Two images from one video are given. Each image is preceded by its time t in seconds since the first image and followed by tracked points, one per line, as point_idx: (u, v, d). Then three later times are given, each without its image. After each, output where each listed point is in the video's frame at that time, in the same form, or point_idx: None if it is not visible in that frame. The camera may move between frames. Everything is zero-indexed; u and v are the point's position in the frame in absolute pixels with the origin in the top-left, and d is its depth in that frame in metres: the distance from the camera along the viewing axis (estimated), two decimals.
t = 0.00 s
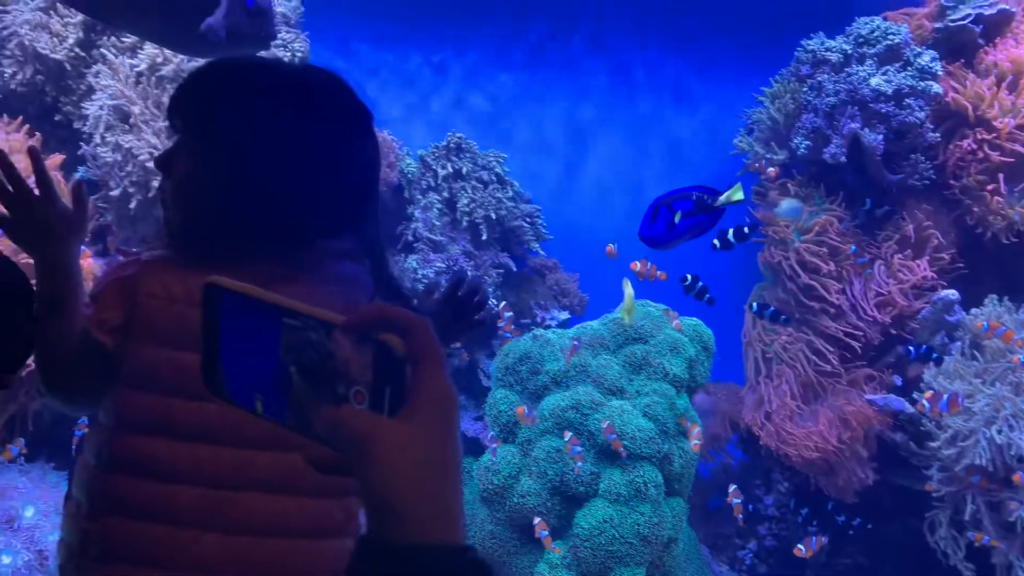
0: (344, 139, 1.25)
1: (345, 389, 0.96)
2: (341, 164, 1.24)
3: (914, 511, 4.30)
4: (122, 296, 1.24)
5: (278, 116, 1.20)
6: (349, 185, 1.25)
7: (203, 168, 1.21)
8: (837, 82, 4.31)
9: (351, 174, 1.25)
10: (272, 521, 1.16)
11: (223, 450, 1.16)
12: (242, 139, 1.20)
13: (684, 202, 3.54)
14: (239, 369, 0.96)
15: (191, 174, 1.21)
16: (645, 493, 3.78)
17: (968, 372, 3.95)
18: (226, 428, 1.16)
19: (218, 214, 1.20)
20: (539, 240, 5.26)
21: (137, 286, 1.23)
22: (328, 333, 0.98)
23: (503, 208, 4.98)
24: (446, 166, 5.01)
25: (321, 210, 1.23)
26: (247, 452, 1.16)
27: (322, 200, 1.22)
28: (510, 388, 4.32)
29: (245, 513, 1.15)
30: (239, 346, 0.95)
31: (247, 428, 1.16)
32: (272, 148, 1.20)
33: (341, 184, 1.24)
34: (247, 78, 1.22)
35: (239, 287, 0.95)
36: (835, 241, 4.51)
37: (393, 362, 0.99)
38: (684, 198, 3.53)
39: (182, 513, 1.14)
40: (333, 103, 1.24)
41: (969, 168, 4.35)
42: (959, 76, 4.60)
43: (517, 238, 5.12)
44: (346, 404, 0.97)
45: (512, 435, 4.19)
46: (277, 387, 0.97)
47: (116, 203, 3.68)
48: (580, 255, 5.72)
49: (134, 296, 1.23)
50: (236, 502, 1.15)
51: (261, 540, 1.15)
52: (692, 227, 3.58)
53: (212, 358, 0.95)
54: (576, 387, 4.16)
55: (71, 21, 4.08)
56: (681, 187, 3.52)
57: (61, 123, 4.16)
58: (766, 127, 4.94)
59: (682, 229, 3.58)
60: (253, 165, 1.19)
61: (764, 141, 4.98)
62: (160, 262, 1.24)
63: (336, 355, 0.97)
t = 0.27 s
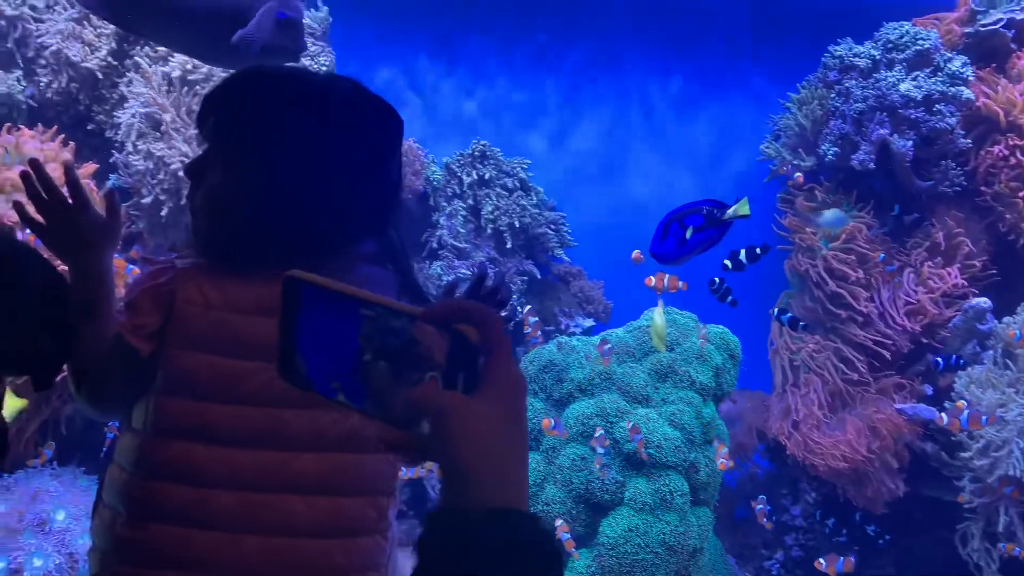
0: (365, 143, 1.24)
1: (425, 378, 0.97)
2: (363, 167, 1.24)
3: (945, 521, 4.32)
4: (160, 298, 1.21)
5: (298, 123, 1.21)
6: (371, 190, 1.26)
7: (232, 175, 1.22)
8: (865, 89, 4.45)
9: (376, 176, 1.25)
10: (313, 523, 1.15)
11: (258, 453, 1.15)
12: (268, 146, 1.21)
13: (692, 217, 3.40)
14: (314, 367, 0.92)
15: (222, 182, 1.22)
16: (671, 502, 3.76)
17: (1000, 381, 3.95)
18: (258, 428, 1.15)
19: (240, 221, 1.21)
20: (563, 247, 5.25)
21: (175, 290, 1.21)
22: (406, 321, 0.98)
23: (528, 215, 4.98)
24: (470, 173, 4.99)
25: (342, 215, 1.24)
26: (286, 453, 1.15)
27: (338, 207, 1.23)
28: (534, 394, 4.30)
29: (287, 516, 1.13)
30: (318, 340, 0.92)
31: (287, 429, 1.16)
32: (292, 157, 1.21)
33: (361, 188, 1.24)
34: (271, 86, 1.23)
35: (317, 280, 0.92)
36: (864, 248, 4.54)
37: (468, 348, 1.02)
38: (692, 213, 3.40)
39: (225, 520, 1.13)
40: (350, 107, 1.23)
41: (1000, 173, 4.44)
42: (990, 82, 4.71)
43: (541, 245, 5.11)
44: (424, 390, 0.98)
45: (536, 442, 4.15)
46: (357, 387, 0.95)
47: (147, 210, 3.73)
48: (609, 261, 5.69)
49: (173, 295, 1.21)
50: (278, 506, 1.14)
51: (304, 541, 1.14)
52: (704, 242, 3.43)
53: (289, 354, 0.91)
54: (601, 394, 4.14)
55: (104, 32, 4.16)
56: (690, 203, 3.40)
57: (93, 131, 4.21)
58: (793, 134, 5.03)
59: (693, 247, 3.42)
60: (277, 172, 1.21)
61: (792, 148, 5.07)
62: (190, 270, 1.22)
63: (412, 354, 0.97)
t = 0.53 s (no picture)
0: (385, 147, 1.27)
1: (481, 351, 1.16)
2: (383, 171, 1.27)
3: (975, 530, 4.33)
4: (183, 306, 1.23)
5: (320, 125, 1.25)
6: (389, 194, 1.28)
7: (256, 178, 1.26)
8: (892, 91, 4.59)
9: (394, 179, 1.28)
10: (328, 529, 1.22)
11: (279, 464, 1.20)
12: (291, 148, 1.25)
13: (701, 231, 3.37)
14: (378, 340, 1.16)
15: (246, 181, 1.26)
16: (695, 508, 3.75)
17: None
18: (278, 433, 1.20)
19: (264, 223, 1.26)
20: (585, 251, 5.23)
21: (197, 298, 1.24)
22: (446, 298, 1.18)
23: (550, 220, 4.99)
24: (493, 178, 5.02)
25: (362, 214, 1.27)
26: (305, 462, 1.20)
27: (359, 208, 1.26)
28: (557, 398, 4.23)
29: (304, 524, 1.20)
30: (375, 314, 1.16)
31: (305, 440, 1.21)
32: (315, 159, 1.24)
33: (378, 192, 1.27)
34: (302, 91, 1.25)
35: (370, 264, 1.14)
36: (890, 252, 4.73)
37: (525, 326, 1.17)
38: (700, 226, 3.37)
39: (247, 529, 1.19)
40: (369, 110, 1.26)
41: None
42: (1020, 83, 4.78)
43: (563, 249, 5.11)
44: (481, 363, 1.17)
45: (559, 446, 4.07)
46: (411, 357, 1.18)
47: (177, 215, 3.79)
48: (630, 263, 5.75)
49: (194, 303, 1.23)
50: (296, 514, 1.20)
51: (321, 549, 1.21)
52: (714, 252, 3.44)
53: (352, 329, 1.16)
54: (624, 399, 4.10)
55: (133, 39, 4.21)
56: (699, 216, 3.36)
57: (121, 136, 4.27)
58: (817, 137, 5.06)
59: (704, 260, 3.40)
60: (302, 174, 1.25)
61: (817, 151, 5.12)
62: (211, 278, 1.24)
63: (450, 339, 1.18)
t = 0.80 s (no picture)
0: (391, 137, 1.30)
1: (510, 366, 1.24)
2: (389, 161, 1.30)
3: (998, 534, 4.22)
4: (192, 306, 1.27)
5: (330, 118, 1.30)
6: (398, 184, 1.31)
7: (276, 169, 1.34)
8: (911, 92, 4.58)
9: (399, 169, 1.31)
10: (338, 538, 1.22)
11: (285, 470, 1.20)
12: (305, 139, 1.31)
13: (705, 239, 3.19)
14: (413, 348, 1.19)
15: (270, 175, 1.34)
16: (713, 510, 3.73)
17: None
18: (283, 439, 1.21)
19: (282, 211, 1.33)
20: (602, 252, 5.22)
21: (205, 302, 1.26)
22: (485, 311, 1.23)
23: (567, 220, 4.99)
24: (510, 179, 5.03)
25: (369, 208, 1.31)
26: (312, 470, 1.21)
27: (365, 197, 1.31)
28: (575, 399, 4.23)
29: (314, 532, 1.21)
30: (413, 322, 1.18)
31: (310, 447, 1.21)
32: (325, 151, 1.31)
33: (383, 182, 1.31)
34: (336, 88, 1.31)
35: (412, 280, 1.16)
36: (910, 253, 4.77)
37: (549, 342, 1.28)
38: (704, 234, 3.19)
39: (256, 536, 1.20)
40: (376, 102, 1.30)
41: None
42: None
43: (580, 251, 5.10)
44: (509, 376, 1.24)
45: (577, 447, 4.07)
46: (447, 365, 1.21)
47: (195, 216, 3.83)
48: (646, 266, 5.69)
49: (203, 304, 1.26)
50: (303, 522, 1.21)
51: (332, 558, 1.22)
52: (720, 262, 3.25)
53: (388, 338, 1.17)
54: (642, 400, 4.09)
55: (154, 42, 4.24)
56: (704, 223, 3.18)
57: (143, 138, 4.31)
58: (836, 137, 5.06)
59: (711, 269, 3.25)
60: (313, 164, 1.31)
61: (836, 151, 5.13)
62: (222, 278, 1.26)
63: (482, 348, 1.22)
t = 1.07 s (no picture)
0: (390, 140, 1.41)
1: (524, 372, 1.37)
2: (385, 162, 1.41)
3: (1009, 533, 4.24)
4: (198, 313, 1.42)
5: (333, 125, 1.43)
6: (402, 184, 1.42)
7: (289, 173, 1.49)
8: (924, 88, 4.62)
9: (397, 172, 1.42)
10: (329, 538, 1.38)
11: (280, 471, 1.36)
12: (314, 138, 1.44)
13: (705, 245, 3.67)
14: (432, 347, 1.35)
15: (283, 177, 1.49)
16: (723, 508, 3.72)
17: None
18: (284, 441, 1.36)
19: (292, 210, 1.47)
20: (612, 250, 5.21)
21: (210, 316, 1.41)
22: (503, 320, 1.36)
23: (577, 218, 4.95)
24: (519, 177, 5.03)
25: (372, 205, 1.42)
26: (307, 472, 1.36)
27: (361, 198, 1.42)
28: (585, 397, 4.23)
29: (311, 532, 1.36)
30: (431, 323, 1.35)
31: (306, 450, 1.36)
32: (327, 156, 1.43)
33: (380, 183, 1.41)
34: (345, 89, 1.43)
35: (424, 290, 1.31)
36: (922, 250, 4.76)
37: (564, 351, 1.39)
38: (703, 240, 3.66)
39: (255, 535, 1.37)
40: (376, 107, 1.41)
41: None
42: None
43: (590, 248, 5.07)
44: (524, 381, 1.37)
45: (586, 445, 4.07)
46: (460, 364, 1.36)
47: (205, 213, 3.84)
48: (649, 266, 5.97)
49: (207, 309, 1.42)
50: (301, 523, 1.36)
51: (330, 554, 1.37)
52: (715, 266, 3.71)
53: (405, 339, 1.34)
54: (652, 398, 4.07)
55: (164, 38, 4.25)
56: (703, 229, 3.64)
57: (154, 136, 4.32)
58: (850, 134, 5.15)
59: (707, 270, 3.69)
60: (322, 162, 1.43)
61: (848, 148, 5.21)
62: (234, 279, 1.41)
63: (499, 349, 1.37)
